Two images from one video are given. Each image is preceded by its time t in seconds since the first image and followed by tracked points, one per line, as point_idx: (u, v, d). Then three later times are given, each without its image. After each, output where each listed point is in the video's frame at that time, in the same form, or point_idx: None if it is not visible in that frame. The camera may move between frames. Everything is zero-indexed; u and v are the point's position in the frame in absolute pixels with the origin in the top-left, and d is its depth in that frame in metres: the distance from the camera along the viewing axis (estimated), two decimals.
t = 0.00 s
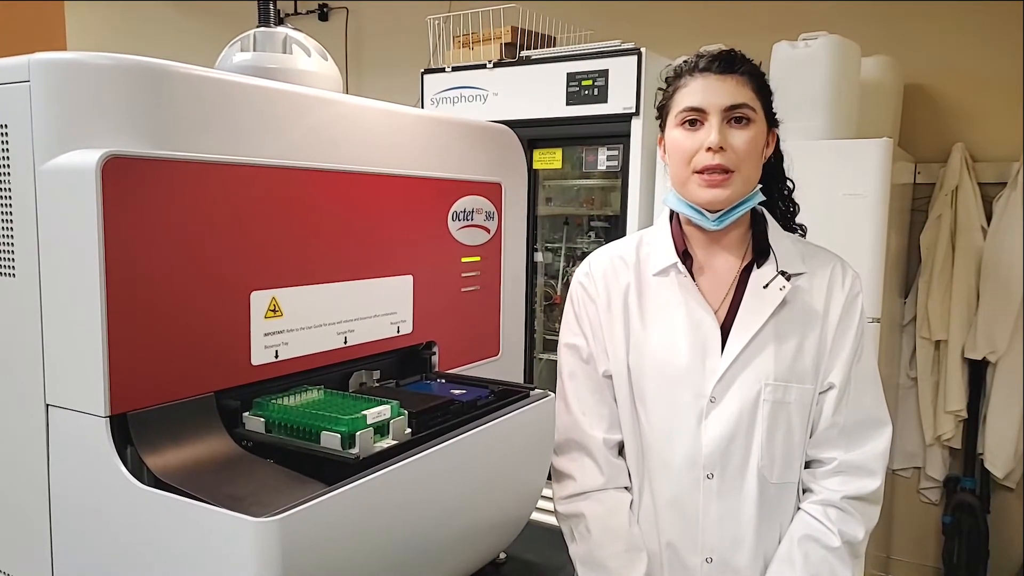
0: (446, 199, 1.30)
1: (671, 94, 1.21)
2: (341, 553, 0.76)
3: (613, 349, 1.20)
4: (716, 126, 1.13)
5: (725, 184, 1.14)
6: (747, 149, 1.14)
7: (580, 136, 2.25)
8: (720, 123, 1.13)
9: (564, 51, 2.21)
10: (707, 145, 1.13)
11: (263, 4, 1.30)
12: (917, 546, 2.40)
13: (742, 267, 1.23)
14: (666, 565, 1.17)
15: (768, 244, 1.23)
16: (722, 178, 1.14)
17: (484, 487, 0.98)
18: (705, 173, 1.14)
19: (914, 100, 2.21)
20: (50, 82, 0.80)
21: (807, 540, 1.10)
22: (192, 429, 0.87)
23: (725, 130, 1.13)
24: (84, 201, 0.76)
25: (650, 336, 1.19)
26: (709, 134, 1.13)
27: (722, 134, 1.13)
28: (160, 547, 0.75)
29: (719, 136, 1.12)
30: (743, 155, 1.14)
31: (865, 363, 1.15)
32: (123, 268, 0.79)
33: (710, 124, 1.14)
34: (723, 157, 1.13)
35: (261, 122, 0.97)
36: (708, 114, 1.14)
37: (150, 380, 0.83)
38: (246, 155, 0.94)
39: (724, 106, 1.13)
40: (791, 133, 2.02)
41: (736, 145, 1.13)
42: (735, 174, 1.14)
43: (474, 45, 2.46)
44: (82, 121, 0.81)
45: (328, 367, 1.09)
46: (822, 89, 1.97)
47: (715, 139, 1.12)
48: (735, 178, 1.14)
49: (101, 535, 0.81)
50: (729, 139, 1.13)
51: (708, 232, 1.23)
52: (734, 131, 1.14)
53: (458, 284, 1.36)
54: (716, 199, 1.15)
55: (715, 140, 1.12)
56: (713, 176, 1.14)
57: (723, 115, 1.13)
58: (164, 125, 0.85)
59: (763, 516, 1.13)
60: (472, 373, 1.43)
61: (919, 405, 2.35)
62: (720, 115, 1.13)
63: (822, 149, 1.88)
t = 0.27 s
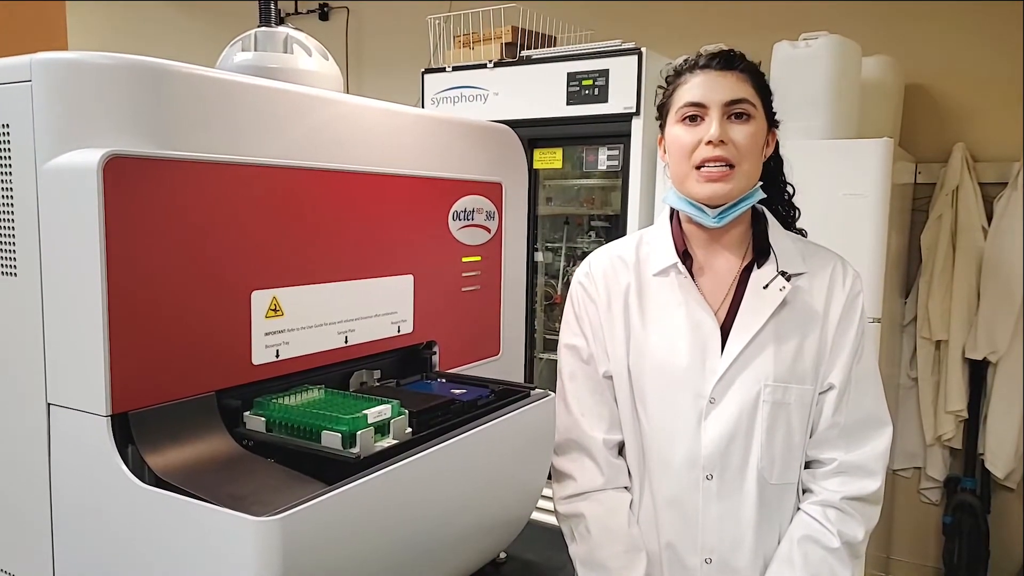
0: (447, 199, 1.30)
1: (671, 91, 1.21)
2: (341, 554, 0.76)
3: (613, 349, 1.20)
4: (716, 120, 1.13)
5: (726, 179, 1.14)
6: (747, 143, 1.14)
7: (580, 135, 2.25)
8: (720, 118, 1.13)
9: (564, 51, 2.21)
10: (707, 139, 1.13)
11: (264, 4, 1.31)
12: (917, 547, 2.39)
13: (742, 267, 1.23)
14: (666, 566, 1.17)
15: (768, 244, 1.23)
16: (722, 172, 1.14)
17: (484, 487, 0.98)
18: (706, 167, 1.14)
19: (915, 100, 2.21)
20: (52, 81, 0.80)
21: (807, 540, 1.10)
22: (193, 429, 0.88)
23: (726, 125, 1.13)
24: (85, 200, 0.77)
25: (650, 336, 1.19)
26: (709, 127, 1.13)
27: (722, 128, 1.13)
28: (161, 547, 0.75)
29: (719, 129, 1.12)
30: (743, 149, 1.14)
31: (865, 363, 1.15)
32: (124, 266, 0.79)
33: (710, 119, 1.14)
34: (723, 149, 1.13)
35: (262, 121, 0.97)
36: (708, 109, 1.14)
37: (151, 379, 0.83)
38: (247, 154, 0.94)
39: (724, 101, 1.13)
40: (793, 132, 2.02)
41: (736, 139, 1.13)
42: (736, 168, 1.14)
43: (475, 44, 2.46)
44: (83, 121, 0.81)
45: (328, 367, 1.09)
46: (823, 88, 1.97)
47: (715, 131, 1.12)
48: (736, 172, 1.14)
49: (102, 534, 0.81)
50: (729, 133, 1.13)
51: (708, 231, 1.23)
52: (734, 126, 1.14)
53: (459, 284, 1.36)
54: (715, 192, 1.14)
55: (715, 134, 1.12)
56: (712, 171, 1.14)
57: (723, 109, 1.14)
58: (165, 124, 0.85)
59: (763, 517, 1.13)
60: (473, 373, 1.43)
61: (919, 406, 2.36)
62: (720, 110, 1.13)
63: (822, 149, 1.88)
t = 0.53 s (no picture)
0: (447, 199, 1.30)
1: (672, 91, 1.21)
2: (341, 554, 0.76)
3: (614, 349, 1.20)
4: (717, 121, 1.13)
5: (726, 180, 1.14)
6: (747, 145, 1.14)
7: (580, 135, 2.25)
8: (721, 119, 1.13)
9: (564, 51, 2.21)
10: (707, 140, 1.13)
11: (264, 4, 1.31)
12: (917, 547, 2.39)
13: (742, 267, 1.23)
14: (666, 566, 1.17)
15: (768, 244, 1.23)
16: (722, 173, 1.14)
17: (484, 487, 0.98)
18: (706, 168, 1.14)
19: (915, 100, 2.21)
20: (53, 82, 0.80)
21: (807, 541, 1.10)
22: (193, 429, 0.88)
23: (726, 125, 1.13)
24: (85, 200, 0.77)
25: (650, 337, 1.19)
26: (710, 128, 1.13)
27: (722, 129, 1.13)
28: (162, 547, 0.75)
29: (720, 130, 1.12)
30: (743, 150, 1.14)
31: (865, 364, 1.15)
32: (125, 267, 0.79)
33: (710, 120, 1.14)
34: (723, 151, 1.13)
35: (262, 122, 0.97)
36: (708, 110, 1.14)
37: (151, 379, 0.83)
38: (248, 155, 0.95)
39: (724, 102, 1.13)
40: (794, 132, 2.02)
41: (737, 140, 1.13)
42: (736, 170, 1.14)
43: (474, 44, 2.47)
44: (84, 121, 0.81)
45: (328, 367, 1.09)
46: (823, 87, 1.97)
47: (715, 133, 1.12)
48: (736, 172, 1.14)
49: (102, 534, 0.81)
50: (729, 134, 1.13)
51: (708, 231, 1.23)
52: (734, 127, 1.14)
53: (459, 284, 1.36)
54: (717, 193, 1.15)
55: (716, 134, 1.12)
56: (713, 172, 1.14)
57: (723, 110, 1.14)
58: (165, 124, 0.85)
59: (763, 517, 1.13)
60: (473, 373, 1.43)
61: (919, 406, 2.36)
62: (720, 111, 1.14)
63: (822, 149, 1.88)
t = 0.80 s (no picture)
0: (447, 199, 1.30)
1: (672, 91, 1.21)
2: (341, 554, 0.76)
3: (614, 349, 1.20)
4: (718, 121, 1.13)
5: (726, 180, 1.14)
6: (748, 145, 1.14)
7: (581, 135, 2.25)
8: (721, 118, 1.13)
9: (564, 51, 2.21)
10: (708, 140, 1.13)
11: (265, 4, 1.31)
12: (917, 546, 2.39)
13: (742, 267, 1.23)
14: (666, 566, 1.17)
15: (768, 244, 1.23)
16: (722, 173, 1.14)
17: (484, 487, 0.98)
18: (706, 169, 1.14)
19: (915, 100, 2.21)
20: (53, 81, 0.80)
21: (807, 541, 1.10)
22: (194, 429, 0.88)
23: (726, 125, 1.13)
24: (86, 201, 0.77)
25: (650, 336, 1.19)
26: (710, 128, 1.13)
27: (722, 129, 1.13)
28: (162, 548, 0.75)
29: (720, 130, 1.12)
30: (744, 150, 1.14)
31: (866, 364, 1.15)
32: (125, 267, 0.79)
33: (711, 120, 1.14)
34: (724, 152, 1.13)
35: (263, 122, 0.97)
36: (709, 110, 1.14)
37: (152, 380, 0.83)
38: (248, 156, 0.95)
39: (724, 102, 1.13)
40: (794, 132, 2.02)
41: (737, 140, 1.13)
42: (736, 170, 1.14)
43: (475, 44, 2.47)
44: (85, 121, 0.81)
45: (328, 367, 1.09)
46: (822, 87, 1.97)
47: (716, 132, 1.12)
48: (736, 173, 1.14)
49: (102, 534, 0.81)
50: (729, 135, 1.13)
51: (708, 231, 1.23)
52: (735, 127, 1.14)
53: (459, 284, 1.36)
54: (717, 193, 1.15)
55: (716, 135, 1.12)
56: (714, 173, 1.14)
57: (724, 110, 1.14)
58: (166, 125, 0.85)
59: (764, 517, 1.13)
60: (472, 374, 1.43)
61: (920, 406, 2.37)
62: (721, 111, 1.13)
63: (823, 149, 1.88)
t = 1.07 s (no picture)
0: (447, 199, 1.30)
1: (672, 91, 1.21)
2: (341, 554, 0.76)
3: (614, 349, 1.20)
4: (718, 122, 1.13)
5: (727, 180, 1.14)
6: (749, 145, 1.14)
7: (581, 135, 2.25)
8: (722, 119, 1.13)
9: (564, 50, 2.21)
10: (709, 141, 1.13)
11: (265, 4, 1.31)
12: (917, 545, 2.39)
13: (742, 267, 1.23)
14: (666, 566, 1.17)
15: (769, 244, 1.23)
16: (723, 173, 1.14)
17: (484, 487, 0.98)
18: (706, 169, 1.14)
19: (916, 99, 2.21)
20: (53, 81, 0.80)
21: (808, 541, 1.10)
22: (194, 429, 0.88)
23: (727, 126, 1.13)
24: (85, 201, 0.77)
25: (651, 336, 1.19)
26: (711, 129, 1.13)
27: (723, 130, 1.13)
28: (162, 548, 0.75)
29: (721, 131, 1.12)
30: (745, 151, 1.14)
31: (866, 363, 1.15)
32: (124, 267, 0.79)
33: (711, 121, 1.14)
34: (725, 152, 1.13)
35: (263, 122, 0.97)
36: (709, 110, 1.14)
37: (152, 379, 0.83)
38: (248, 155, 0.94)
39: (725, 103, 1.13)
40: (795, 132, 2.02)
41: (738, 141, 1.13)
42: (737, 170, 1.14)
43: (475, 44, 2.46)
44: (84, 121, 0.81)
45: (328, 367, 1.09)
46: (822, 86, 1.97)
47: (716, 133, 1.12)
48: (737, 174, 1.14)
49: (102, 534, 0.81)
50: (730, 135, 1.13)
51: (708, 231, 1.23)
52: (735, 128, 1.14)
53: (459, 284, 1.36)
54: (718, 197, 1.15)
55: (716, 136, 1.12)
56: (714, 173, 1.14)
57: (724, 111, 1.14)
58: (165, 125, 0.85)
59: (764, 517, 1.13)
60: (473, 373, 1.43)
61: (920, 405, 2.36)
62: (721, 111, 1.13)
63: (823, 149, 1.88)
